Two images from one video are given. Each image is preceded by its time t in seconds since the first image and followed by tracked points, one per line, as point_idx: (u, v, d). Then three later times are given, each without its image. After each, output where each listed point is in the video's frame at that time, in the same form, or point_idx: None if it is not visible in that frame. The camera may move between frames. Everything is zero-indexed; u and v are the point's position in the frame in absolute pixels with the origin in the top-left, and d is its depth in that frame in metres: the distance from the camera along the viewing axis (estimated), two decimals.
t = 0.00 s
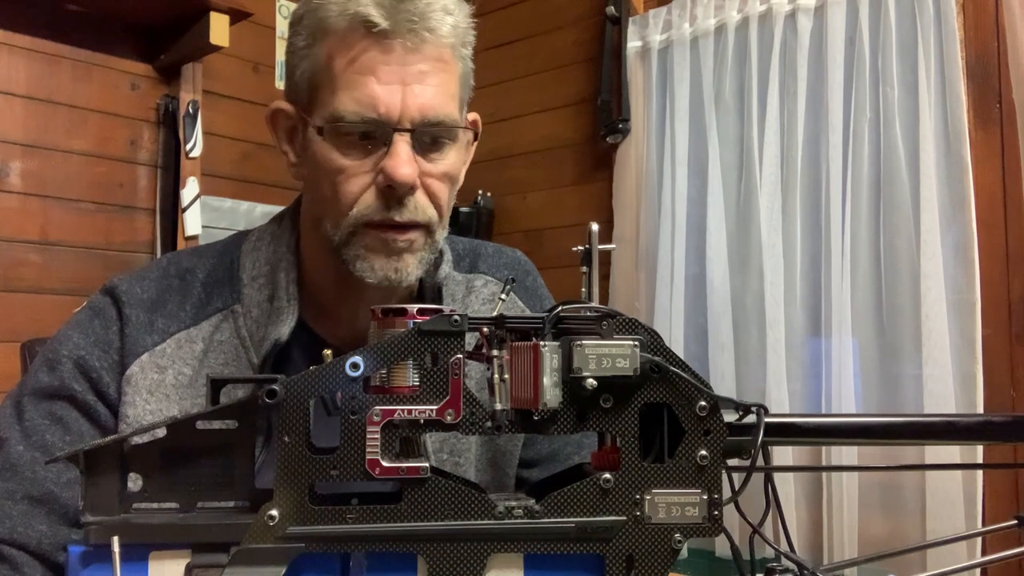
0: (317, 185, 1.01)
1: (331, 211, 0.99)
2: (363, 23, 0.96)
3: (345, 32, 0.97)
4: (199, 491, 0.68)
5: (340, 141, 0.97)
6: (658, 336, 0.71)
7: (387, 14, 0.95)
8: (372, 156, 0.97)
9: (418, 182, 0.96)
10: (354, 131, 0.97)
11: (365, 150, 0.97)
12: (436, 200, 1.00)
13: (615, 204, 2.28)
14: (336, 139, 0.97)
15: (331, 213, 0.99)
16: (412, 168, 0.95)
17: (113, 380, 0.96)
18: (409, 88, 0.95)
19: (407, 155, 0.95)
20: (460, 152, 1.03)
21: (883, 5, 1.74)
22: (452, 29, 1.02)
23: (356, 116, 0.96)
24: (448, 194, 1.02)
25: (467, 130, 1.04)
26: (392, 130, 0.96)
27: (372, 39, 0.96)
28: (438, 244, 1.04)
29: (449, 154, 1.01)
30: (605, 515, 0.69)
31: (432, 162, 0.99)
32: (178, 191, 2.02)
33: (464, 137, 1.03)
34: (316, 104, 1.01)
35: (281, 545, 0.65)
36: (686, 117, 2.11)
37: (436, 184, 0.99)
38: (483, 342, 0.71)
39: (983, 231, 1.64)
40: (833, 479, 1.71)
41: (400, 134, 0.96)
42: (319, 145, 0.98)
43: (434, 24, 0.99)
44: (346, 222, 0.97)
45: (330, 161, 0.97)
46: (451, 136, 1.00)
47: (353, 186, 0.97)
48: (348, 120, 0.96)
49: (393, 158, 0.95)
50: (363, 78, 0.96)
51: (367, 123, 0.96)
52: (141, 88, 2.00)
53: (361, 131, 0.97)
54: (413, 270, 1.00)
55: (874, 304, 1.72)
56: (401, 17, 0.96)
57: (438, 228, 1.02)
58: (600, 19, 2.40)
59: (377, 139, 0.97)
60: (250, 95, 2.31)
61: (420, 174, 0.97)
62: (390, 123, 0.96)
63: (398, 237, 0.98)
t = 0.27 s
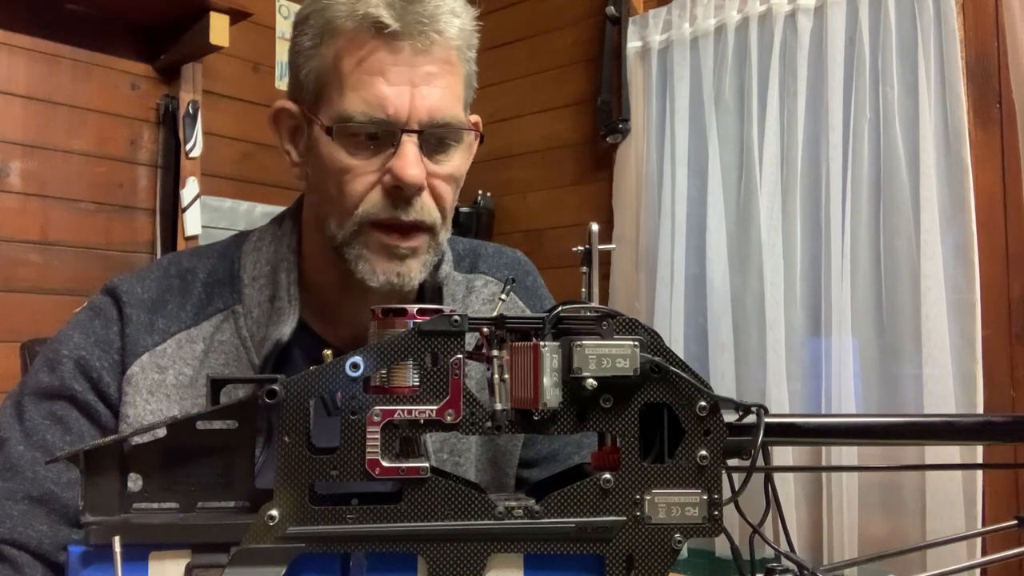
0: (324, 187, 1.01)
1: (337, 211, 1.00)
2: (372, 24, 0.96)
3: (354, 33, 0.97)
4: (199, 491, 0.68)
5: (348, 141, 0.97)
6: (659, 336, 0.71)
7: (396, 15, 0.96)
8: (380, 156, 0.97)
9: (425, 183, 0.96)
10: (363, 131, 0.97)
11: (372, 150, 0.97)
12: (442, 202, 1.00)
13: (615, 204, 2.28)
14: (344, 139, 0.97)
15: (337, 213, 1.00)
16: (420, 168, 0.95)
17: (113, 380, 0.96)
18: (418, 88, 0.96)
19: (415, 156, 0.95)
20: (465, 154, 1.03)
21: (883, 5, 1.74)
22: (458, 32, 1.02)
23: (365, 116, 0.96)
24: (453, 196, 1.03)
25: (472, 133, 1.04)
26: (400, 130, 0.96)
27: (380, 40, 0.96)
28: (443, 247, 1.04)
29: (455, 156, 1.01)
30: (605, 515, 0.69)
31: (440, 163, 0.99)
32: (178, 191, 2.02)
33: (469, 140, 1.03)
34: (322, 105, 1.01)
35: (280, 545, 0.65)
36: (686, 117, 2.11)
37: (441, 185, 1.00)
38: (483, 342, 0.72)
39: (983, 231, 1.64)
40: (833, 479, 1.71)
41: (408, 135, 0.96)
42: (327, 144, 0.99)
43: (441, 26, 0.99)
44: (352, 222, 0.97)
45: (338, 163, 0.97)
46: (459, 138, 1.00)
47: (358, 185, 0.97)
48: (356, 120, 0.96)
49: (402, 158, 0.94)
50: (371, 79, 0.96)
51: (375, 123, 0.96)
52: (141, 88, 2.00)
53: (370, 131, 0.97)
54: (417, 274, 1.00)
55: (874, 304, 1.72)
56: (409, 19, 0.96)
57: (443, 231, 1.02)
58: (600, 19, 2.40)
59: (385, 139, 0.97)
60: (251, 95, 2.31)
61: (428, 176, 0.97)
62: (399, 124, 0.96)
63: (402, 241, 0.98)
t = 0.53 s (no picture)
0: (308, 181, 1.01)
1: (316, 203, 0.99)
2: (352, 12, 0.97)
3: (336, 22, 0.99)
4: (199, 492, 0.68)
5: (325, 130, 0.98)
6: (659, 336, 0.71)
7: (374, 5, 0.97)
8: (356, 142, 0.97)
9: (398, 170, 0.95)
10: (338, 119, 0.97)
11: (349, 135, 0.97)
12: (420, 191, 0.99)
13: (615, 204, 2.28)
14: (322, 127, 0.97)
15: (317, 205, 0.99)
16: (392, 154, 0.94)
17: (114, 380, 0.96)
18: (393, 74, 0.96)
19: (388, 143, 0.95)
20: (449, 146, 1.03)
21: (883, 5, 1.74)
22: (444, 21, 1.03)
23: (341, 100, 0.96)
24: (434, 188, 1.02)
25: (457, 126, 1.03)
26: (375, 116, 0.96)
27: (368, 33, 0.96)
28: (426, 244, 1.02)
29: (435, 146, 1.00)
30: (605, 515, 0.69)
31: (416, 152, 0.99)
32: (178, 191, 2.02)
33: (454, 131, 1.03)
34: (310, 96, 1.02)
35: (281, 545, 0.65)
36: (686, 117, 2.11)
37: (419, 174, 0.99)
38: (483, 342, 0.72)
39: (983, 231, 1.64)
40: (833, 479, 1.71)
41: (383, 121, 0.96)
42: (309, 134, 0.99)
43: (423, 15, 1.00)
44: (327, 210, 0.97)
45: (319, 153, 0.97)
46: (437, 128, 1.00)
47: (334, 172, 0.96)
48: (333, 105, 0.97)
49: (374, 144, 0.94)
50: (350, 67, 0.96)
51: (349, 109, 0.96)
52: (141, 88, 2.00)
53: (347, 118, 0.97)
54: (397, 271, 0.97)
55: (874, 304, 1.72)
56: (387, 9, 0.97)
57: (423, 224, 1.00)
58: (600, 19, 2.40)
59: (361, 125, 0.97)
60: (251, 95, 2.31)
61: (403, 163, 0.97)
62: (373, 109, 0.96)
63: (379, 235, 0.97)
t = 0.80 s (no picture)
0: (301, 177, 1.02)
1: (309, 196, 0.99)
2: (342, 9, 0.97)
3: (327, 19, 0.98)
4: (200, 491, 0.68)
5: (317, 126, 0.97)
6: (659, 336, 0.71)
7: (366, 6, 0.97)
8: (347, 139, 0.97)
9: (390, 164, 0.95)
10: (330, 116, 0.97)
11: (340, 132, 0.97)
12: (413, 185, 0.99)
13: (615, 204, 2.28)
14: (313, 123, 0.97)
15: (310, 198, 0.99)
16: (384, 149, 0.95)
17: (113, 379, 0.96)
18: (384, 70, 0.96)
19: (380, 138, 0.95)
20: (444, 140, 1.03)
21: (883, 6, 1.74)
22: (435, 15, 1.02)
23: (331, 97, 0.96)
24: (428, 182, 1.01)
25: (451, 120, 1.04)
26: (366, 112, 0.96)
27: (366, 31, 0.96)
28: (421, 234, 1.02)
29: (428, 141, 1.00)
30: (605, 515, 0.69)
31: (409, 147, 0.99)
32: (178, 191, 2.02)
33: (447, 126, 1.03)
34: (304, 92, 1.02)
35: (280, 545, 0.65)
36: (686, 117, 2.11)
37: (412, 168, 0.99)
38: (483, 342, 0.72)
39: (983, 232, 1.64)
40: (833, 479, 1.71)
41: (374, 117, 0.96)
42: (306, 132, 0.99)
43: (415, 11, 0.99)
44: (320, 204, 0.97)
45: (313, 150, 0.97)
46: (430, 122, 1.00)
47: (326, 167, 0.96)
48: (323, 103, 0.97)
49: (366, 140, 0.94)
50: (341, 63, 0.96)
51: (341, 106, 0.96)
52: (141, 88, 2.00)
53: (338, 114, 0.97)
54: (390, 257, 0.97)
55: (874, 304, 1.72)
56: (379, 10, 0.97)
57: (418, 215, 1.00)
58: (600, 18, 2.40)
59: (352, 121, 0.97)
60: (251, 95, 2.31)
61: (395, 157, 0.97)
62: (364, 105, 0.96)
63: (371, 221, 0.96)
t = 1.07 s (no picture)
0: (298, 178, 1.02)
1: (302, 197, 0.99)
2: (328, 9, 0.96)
3: (320, 19, 0.98)
4: (200, 492, 0.68)
5: (308, 128, 0.98)
6: (658, 336, 0.71)
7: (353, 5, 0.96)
8: (336, 140, 0.97)
9: (379, 165, 0.96)
10: (320, 118, 0.97)
11: (330, 134, 0.97)
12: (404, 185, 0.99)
13: (615, 204, 2.28)
14: (304, 126, 0.98)
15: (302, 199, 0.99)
16: (372, 150, 0.95)
17: (112, 379, 0.97)
18: (371, 70, 0.96)
19: (368, 139, 0.95)
20: (435, 139, 1.03)
21: (883, 5, 1.74)
22: (425, 13, 1.02)
23: (319, 99, 0.96)
24: (419, 182, 1.01)
25: (441, 119, 1.04)
26: (354, 114, 0.96)
27: (364, 31, 0.96)
28: (413, 235, 1.02)
29: (418, 141, 1.00)
30: (605, 515, 0.69)
31: (398, 147, 0.99)
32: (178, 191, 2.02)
33: (438, 124, 1.03)
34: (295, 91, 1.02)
35: (281, 545, 0.65)
36: (686, 117, 2.11)
37: (402, 168, 0.99)
38: (483, 342, 0.72)
39: (983, 231, 1.64)
40: (833, 479, 1.71)
41: (363, 118, 0.96)
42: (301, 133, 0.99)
43: (401, 10, 0.99)
44: (311, 206, 0.96)
45: (304, 152, 0.97)
46: (419, 121, 1.00)
47: (316, 169, 0.96)
48: (312, 105, 0.97)
49: (354, 141, 0.95)
50: (329, 64, 0.96)
51: (330, 107, 0.96)
52: (141, 88, 2.00)
53: (327, 116, 0.97)
54: (381, 259, 0.97)
55: (874, 304, 1.72)
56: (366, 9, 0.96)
57: (408, 216, 1.00)
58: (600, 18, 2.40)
59: (341, 123, 0.97)
60: (250, 95, 2.31)
61: (384, 158, 0.97)
62: (352, 107, 0.96)
63: (361, 223, 0.96)
